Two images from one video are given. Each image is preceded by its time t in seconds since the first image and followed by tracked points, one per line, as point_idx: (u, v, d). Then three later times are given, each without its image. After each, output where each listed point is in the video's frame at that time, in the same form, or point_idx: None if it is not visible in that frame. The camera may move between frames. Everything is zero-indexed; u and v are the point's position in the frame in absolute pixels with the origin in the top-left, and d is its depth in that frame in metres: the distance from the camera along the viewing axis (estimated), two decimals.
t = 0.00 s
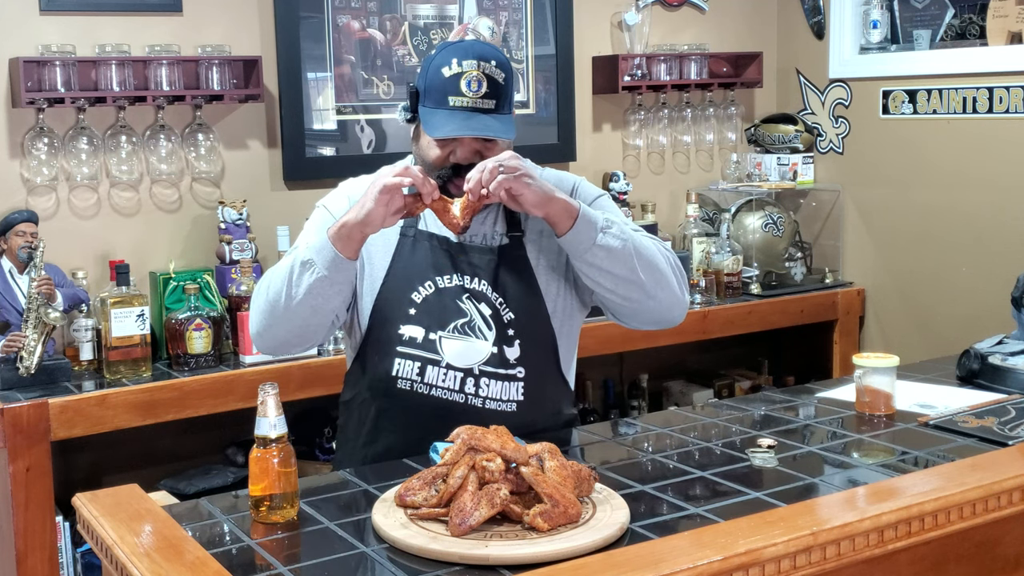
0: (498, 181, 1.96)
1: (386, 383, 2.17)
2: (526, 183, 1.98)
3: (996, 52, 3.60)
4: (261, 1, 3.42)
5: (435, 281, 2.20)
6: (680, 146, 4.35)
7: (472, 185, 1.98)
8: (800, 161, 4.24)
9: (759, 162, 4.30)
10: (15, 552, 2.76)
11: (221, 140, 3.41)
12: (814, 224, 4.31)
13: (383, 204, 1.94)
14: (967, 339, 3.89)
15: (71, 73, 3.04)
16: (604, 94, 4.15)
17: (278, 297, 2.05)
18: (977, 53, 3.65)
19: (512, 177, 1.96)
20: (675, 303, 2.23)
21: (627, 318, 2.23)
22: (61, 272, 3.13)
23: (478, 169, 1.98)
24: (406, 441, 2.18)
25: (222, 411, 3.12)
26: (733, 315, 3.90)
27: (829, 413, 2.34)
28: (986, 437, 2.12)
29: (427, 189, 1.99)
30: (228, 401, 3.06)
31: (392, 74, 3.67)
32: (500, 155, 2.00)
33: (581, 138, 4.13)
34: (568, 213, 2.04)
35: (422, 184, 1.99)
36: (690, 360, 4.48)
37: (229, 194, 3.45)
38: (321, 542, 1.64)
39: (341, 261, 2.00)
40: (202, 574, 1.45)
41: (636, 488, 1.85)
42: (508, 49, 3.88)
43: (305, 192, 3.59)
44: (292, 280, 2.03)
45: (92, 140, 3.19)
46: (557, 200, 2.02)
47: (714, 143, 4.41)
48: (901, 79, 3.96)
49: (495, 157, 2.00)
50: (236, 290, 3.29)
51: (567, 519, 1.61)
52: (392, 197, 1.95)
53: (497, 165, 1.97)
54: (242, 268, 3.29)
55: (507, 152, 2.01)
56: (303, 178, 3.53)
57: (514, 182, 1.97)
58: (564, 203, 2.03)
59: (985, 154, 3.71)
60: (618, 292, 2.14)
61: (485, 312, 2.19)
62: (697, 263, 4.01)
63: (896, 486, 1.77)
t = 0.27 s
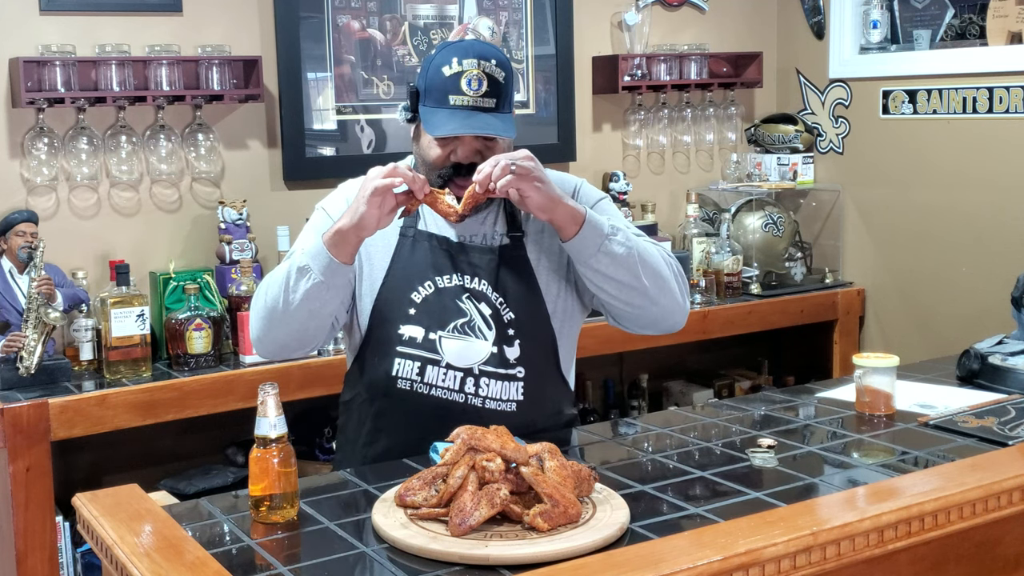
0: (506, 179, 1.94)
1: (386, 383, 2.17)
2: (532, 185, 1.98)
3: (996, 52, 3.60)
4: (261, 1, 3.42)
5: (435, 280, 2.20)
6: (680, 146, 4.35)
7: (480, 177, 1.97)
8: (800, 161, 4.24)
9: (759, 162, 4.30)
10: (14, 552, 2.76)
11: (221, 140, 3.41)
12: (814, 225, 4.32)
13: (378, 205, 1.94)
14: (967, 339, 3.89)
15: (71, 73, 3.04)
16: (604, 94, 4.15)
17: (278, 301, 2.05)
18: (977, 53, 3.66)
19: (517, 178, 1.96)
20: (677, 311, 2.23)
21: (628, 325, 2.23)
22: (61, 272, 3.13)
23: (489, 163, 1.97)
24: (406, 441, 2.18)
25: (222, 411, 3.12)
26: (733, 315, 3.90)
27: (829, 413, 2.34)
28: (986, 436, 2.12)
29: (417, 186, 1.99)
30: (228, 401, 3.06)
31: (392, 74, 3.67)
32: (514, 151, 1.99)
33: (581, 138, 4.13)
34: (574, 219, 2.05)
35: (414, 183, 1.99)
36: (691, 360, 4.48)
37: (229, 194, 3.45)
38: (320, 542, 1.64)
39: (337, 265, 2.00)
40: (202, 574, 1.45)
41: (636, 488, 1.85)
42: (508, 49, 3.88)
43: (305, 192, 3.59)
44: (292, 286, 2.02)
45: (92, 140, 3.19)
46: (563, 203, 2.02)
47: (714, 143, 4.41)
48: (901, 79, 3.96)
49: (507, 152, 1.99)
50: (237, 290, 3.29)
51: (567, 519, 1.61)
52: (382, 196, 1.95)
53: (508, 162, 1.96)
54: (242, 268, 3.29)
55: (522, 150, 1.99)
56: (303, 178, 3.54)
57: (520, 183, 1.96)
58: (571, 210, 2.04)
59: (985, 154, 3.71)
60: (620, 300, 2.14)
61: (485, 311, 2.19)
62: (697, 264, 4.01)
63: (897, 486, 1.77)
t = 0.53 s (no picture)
0: (512, 188, 1.95)
1: (385, 383, 2.17)
2: (536, 198, 1.98)
3: (996, 52, 3.60)
4: (261, 1, 3.42)
5: (435, 280, 2.20)
6: (680, 146, 4.35)
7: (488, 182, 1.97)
8: (800, 161, 4.25)
9: (759, 162, 4.30)
10: (14, 552, 2.76)
11: (221, 140, 3.41)
12: (814, 225, 4.32)
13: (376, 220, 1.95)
14: (967, 339, 3.89)
15: (71, 73, 3.04)
16: (604, 94, 4.15)
17: (281, 312, 2.05)
18: (977, 53, 3.66)
19: (520, 190, 1.96)
20: (673, 324, 2.23)
21: (623, 336, 2.24)
22: (61, 272, 3.13)
23: (498, 168, 1.97)
24: (406, 441, 2.18)
25: (221, 411, 3.12)
26: (733, 315, 3.90)
27: (829, 413, 2.34)
28: (986, 436, 2.12)
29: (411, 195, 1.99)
30: (228, 401, 3.06)
31: (392, 74, 3.67)
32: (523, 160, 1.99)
33: (581, 138, 4.13)
34: (572, 235, 2.05)
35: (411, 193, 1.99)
36: (690, 360, 4.48)
37: (229, 194, 3.45)
38: (320, 542, 1.64)
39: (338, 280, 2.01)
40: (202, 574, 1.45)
41: (636, 488, 1.85)
42: (508, 49, 3.88)
43: (305, 192, 3.59)
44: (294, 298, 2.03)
45: (92, 140, 3.19)
46: (565, 220, 2.02)
47: (714, 143, 4.41)
48: (901, 79, 3.96)
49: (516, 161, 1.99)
50: (237, 290, 3.29)
51: (567, 519, 1.61)
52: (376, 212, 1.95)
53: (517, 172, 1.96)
54: (242, 268, 3.29)
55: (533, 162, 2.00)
56: (303, 178, 3.54)
57: (524, 195, 1.97)
58: (570, 226, 2.03)
59: (985, 154, 3.71)
60: (616, 312, 2.15)
61: (485, 311, 2.20)
62: (697, 264, 4.01)
63: (897, 486, 1.77)
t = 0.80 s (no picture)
0: (517, 206, 1.95)
1: (386, 383, 2.17)
2: (536, 220, 1.99)
3: (996, 52, 3.60)
4: (261, 1, 3.42)
5: (435, 280, 2.20)
6: (680, 146, 4.35)
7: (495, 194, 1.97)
8: (800, 161, 4.25)
9: (759, 162, 4.30)
10: (15, 552, 2.76)
11: (221, 140, 3.41)
12: (814, 225, 4.32)
13: (383, 248, 1.94)
14: (967, 339, 3.89)
15: (71, 73, 3.04)
16: (604, 94, 4.15)
17: (292, 326, 2.07)
18: (977, 53, 3.66)
19: (523, 209, 1.97)
20: (660, 342, 2.27)
21: (608, 349, 2.27)
22: (61, 272, 3.13)
23: (506, 183, 1.97)
24: (406, 442, 2.18)
25: (221, 411, 3.12)
26: (733, 315, 3.90)
27: (829, 413, 2.34)
28: (986, 437, 2.12)
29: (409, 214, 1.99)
30: (228, 401, 3.06)
31: (392, 74, 3.67)
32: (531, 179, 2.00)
33: (581, 138, 4.13)
34: (567, 257, 2.06)
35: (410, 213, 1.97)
36: (691, 360, 4.48)
37: (229, 194, 3.45)
38: (320, 542, 1.64)
39: (348, 303, 2.03)
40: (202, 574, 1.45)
41: (636, 488, 1.85)
42: (508, 49, 3.88)
43: (305, 192, 3.59)
44: (305, 316, 2.05)
45: (92, 140, 3.19)
46: (561, 242, 2.04)
47: (714, 143, 4.41)
48: (901, 79, 3.96)
49: (525, 179, 1.99)
50: (236, 290, 3.29)
51: (567, 519, 1.61)
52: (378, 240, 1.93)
53: (525, 191, 1.96)
54: (242, 268, 3.29)
55: (542, 183, 2.00)
56: (303, 178, 3.53)
57: (526, 216, 1.97)
58: (566, 249, 2.05)
59: (985, 155, 3.71)
60: (602, 330, 2.18)
61: (485, 312, 2.20)
62: (697, 264, 4.00)
63: (897, 486, 1.77)
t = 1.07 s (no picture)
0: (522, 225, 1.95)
1: (386, 382, 2.17)
2: (537, 240, 1.99)
3: (996, 52, 3.60)
4: (260, 1, 3.43)
5: (435, 280, 2.20)
6: (680, 146, 4.35)
7: (503, 207, 1.96)
8: (800, 161, 4.25)
9: (759, 162, 4.30)
10: (15, 552, 2.76)
11: (221, 140, 3.41)
12: (814, 225, 4.31)
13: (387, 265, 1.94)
14: (967, 339, 3.89)
15: (71, 73, 3.04)
16: (604, 94, 4.15)
17: (297, 332, 2.08)
18: (977, 53, 3.66)
19: (528, 229, 1.96)
20: (646, 354, 2.29)
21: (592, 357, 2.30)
22: (61, 272, 3.13)
23: (516, 200, 1.97)
24: (406, 441, 2.17)
25: (221, 411, 3.12)
26: (733, 315, 3.90)
27: (829, 413, 2.34)
28: (986, 437, 2.12)
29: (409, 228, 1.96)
30: (228, 401, 3.06)
31: (392, 74, 3.67)
32: (541, 199, 1.99)
33: (581, 138, 4.13)
34: (561, 277, 2.06)
35: (410, 228, 1.95)
36: (690, 360, 4.48)
37: (229, 194, 3.45)
38: (320, 541, 1.64)
39: (354, 316, 2.03)
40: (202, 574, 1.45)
41: (636, 488, 1.85)
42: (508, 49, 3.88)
43: (306, 192, 3.59)
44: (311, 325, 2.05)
45: (92, 140, 3.19)
46: (559, 262, 2.04)
47: (714, 143, 4.41)
48: (901, 79, 3.96)
49: (535, 198, 1.99)
50: (236, 290, 3.29)
51: (567, 519, 1.61)
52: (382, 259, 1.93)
53: (534, 212, 1.97)
54: (241, 268, 3.29)
55: (550, 204, 2.00)
56: (303, 178, 3.53)
57: (528, 235, 1.97)
58: (562, 268, 2.05)
59: (985, 155, 3.71)
60: (588, 343, 2.20)
61: (485, 311, 2.20)
62: (697, 264, 4.00)
63: (897, 486, 1.77)
